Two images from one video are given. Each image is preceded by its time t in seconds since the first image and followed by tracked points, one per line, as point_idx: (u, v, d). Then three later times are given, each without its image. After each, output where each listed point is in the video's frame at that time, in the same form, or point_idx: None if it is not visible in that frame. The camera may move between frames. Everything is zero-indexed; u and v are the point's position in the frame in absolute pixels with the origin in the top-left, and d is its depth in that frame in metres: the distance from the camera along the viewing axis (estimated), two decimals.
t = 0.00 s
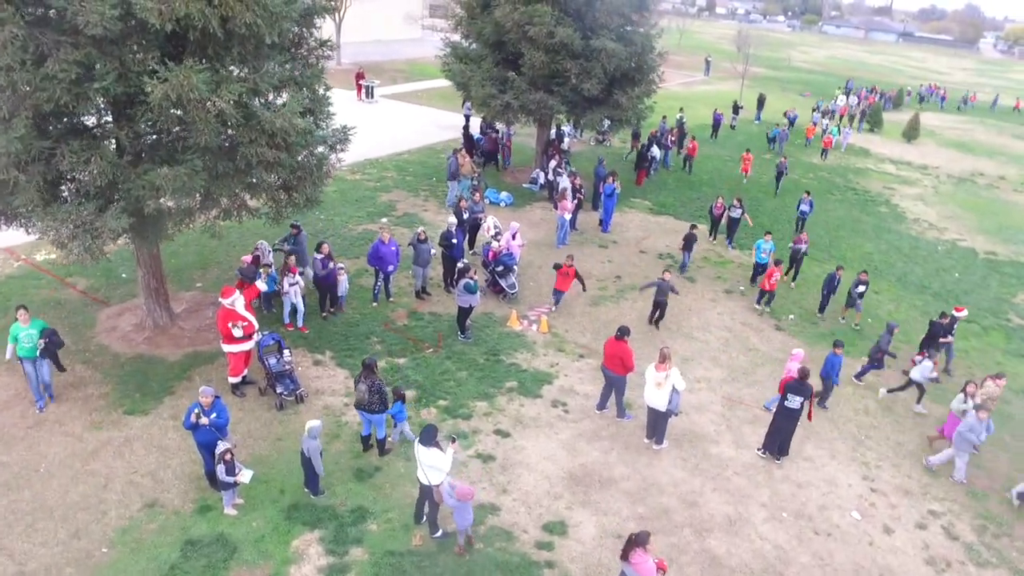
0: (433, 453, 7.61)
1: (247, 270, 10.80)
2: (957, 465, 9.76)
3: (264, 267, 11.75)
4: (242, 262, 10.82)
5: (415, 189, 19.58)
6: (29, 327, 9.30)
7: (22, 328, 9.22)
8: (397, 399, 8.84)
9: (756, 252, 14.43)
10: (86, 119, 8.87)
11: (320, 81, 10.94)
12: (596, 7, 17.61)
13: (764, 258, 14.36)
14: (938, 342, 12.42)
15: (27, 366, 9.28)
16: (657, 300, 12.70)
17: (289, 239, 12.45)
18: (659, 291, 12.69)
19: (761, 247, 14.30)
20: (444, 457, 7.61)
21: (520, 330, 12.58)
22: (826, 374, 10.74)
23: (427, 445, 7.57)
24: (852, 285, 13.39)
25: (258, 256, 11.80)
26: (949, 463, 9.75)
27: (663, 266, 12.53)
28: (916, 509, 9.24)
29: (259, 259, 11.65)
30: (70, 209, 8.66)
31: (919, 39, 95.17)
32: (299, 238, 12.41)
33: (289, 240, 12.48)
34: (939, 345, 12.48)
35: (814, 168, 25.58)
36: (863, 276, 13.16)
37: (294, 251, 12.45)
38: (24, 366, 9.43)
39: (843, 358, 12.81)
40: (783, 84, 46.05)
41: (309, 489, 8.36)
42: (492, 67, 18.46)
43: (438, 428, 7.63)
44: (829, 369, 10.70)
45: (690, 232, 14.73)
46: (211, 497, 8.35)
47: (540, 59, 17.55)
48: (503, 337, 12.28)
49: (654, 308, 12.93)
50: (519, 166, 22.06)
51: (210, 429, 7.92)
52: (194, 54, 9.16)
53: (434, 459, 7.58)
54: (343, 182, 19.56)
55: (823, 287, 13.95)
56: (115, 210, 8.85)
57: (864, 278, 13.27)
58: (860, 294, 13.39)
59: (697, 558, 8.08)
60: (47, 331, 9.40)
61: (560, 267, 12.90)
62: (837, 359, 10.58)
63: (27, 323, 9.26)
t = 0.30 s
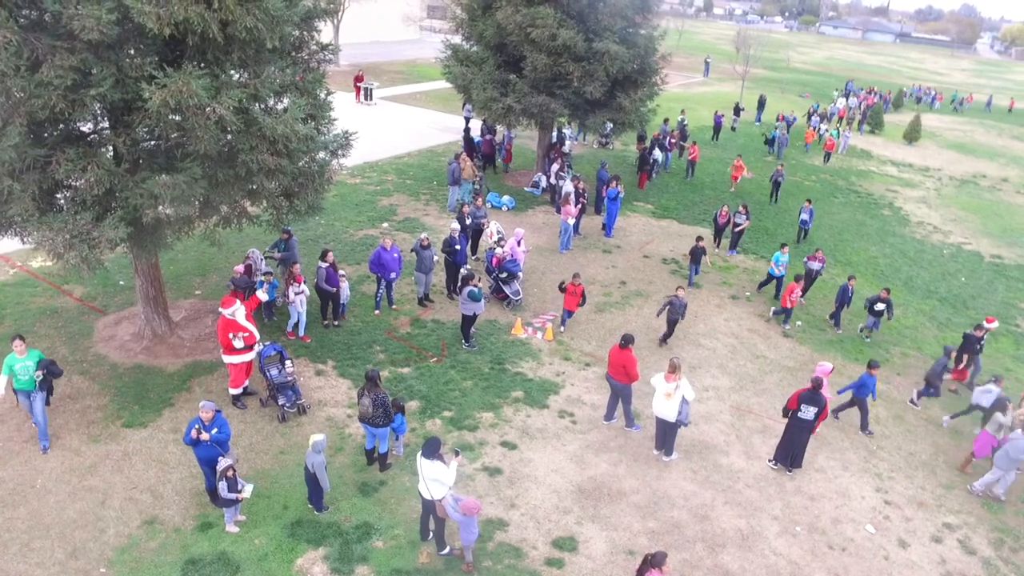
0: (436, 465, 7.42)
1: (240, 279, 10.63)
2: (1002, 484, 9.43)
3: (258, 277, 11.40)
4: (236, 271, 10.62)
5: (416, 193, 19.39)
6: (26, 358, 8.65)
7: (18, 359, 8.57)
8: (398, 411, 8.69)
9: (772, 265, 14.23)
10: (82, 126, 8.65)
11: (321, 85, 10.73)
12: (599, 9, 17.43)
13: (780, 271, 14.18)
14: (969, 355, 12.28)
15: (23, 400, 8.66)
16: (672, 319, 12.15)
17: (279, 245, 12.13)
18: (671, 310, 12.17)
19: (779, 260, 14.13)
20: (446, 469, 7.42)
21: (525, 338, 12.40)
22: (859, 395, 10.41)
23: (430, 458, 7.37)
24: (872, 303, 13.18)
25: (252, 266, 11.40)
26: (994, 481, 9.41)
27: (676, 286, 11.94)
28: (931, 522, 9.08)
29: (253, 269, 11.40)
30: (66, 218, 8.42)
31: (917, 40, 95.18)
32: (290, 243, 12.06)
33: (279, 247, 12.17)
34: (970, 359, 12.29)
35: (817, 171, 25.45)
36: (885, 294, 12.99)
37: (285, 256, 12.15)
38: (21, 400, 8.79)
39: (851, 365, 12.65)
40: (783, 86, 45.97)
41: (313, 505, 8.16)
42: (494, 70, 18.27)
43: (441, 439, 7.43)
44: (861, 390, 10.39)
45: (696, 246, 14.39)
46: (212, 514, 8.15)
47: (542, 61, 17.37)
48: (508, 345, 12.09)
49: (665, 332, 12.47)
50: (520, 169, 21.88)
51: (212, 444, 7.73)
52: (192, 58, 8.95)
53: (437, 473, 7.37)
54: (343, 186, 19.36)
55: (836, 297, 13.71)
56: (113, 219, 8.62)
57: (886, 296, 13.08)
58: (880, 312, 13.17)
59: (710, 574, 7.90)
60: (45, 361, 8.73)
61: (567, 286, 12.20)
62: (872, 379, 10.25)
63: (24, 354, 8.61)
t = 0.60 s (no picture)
0: (441, 473, 7.28)
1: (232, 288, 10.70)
2: None
3: (249, 284, 11.24)
4: (228, 281, 10.72)
5: (417, 195, 19.28)
6: (26, 383, 8.22)
7: (17, 384, 8.15)
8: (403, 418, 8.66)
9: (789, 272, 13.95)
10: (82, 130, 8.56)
11: (326, 88, 10.63)
12: (601, 10, 17.35)
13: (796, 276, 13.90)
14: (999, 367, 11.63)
15: (23, 426, 8.24)
16: (687, 334, 11.69)
17: (271, 251, 12.13)
18: (687, 325, 11.69)
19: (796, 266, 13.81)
20: (452, 477, 7.27)
21: (530, 343, 12.30)
22: (893, 410, 10.17)
23: (435, 465, 7.25)
24: (892, 317, 12.82)
25: (244, 273, 11.27)
26: None
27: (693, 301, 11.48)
28: (943, 529, 9.00)
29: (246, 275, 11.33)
30: (67, 224, 8.32)
31: (915, 40, 95.20)
32: (282, 248, 12.18)
33: (271, 252, 12.15)
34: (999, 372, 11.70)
35: (818, 172, 25.37)
36: (907, 304, 12.65)
37: (279, 262, 12.17)
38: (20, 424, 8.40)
39: (858, 369, 12.57)
40: (783, 86, 45.92)
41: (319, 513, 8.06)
42: (496, 71, 18.17)
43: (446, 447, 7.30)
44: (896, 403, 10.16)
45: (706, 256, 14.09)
46: (216, 524, 8.04)
47: (544, 63, 17.27)
48: (512, 350, 12.00)
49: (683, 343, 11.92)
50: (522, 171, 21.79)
51: (217, 453, 7.61)
52: (195, 61, 8.86)
53: (442, 480, 7.24)
54: (344, 188, 19.24)
55: (849, 306, 13.64)
56: (115, 225, 8.51)
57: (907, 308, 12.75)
58: (901, 326, 12.80)
59: None
60: (46, 387, 8.30)
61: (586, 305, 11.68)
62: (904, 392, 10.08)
63: (24, 378, 8.19)
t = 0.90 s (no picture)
0: (448, 475, 7.23)
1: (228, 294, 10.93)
2: None
3: (244, 289, 11.37)
4: (223, 286, 10.86)
5: (419, 196, 19.27)
6: (29, 407, 7.83)
7: (19, 410, 7.76)
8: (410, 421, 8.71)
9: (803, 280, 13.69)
10: (87, 132, 8.55)
11: (329, 90, 10.63)
12: (603, 11, 17.37)
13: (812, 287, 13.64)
14: None
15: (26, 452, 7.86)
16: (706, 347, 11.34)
17: (263, 254, 11.94)
18: (706, 337, 11.37)
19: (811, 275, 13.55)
20: (459, 479, 7.23)
21: (533, 344, 12.30)
22: (926, 424, 10.04)
23: (441, 466, 7.20)
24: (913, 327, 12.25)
25: (239, 278, 11.34)
26: None
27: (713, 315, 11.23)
28: (947, 529, 9.02)
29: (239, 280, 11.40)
30: (71, 226, 8.29)
31: (914, 41, 95.23)
32: (274, 251, 11.99)
33: (263, 255, 11.97)
34: None
35: (819, 172, 25.38)
36: (926, 315, 12.10)
37: (270, 266, 11.97)
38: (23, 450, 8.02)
39: (861, 370, 12.58)
40: (782, 86, 45.93)
41: (325, 514, 8.05)
42: (498, 72, 18.17)
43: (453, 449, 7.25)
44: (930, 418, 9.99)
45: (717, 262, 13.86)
46: (222, 526, 8.03)
47: (546, 64, 17.27)
48: (516, 352, 12.00)
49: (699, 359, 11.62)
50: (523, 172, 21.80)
51: (222, 456, 7.60)
52: (199, 63, 8.85)
53: (449, 482, 7.20)
54: (346, 189, 19.23)
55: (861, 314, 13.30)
56: (119, 227, 8.49)
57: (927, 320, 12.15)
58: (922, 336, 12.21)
59: None
60: (49, 410, 7.91)
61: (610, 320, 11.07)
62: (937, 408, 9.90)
63: (26, 403, 7.79)
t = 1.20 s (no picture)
0: (452, 473, 7.30)
1: (224, 297, 11.09)
2: None
3: (238, 292, 11.38)
4: (219, 290, 11.02)
5: (419, 196, 19.32)
6: (38, 431, 7.44)
7: (28, 434, 7.36)
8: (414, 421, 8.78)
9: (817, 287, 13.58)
10: (91, 133, 8.59)
11: (331, 91, 10.68)
12: (603, 11, 17.43)
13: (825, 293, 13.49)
14: None
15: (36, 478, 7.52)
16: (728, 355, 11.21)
17: (256, 257, 11.83)
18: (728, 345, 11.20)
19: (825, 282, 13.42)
20: (462, 477, 7.30)
21: (534, 343, 12.36)
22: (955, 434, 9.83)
23: (444, 464, 7.27)
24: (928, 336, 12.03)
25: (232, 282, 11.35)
26: None
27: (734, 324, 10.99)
28: (947, 526, 9.09)
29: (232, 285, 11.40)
30: (76, 227, 8.33)
31: (912, 40, 95.30)
32: (267, 254, 11.89)
33: (254, 258, 11.87)
34: None
35: (818, 172, 25.45)
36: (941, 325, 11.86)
37: (262, 269, 11.90)
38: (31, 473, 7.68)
39: (861, 369, 12.64)
40: (781, 86, 46.03)
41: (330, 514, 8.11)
42: (498, 72, 18.23)
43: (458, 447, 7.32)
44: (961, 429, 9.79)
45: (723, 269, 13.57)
46: (226, 525, 8.08)
47: (546, 64, 17.31)
48: (517, 351, 12.05)
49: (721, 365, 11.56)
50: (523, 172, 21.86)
51: (227, 454, 7.65)
52: (203, 65, 8.91)
53: (452, 481, 7.27)
54: (346, 189, 19.27)
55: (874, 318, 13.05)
56: (124, 228, 8.53)
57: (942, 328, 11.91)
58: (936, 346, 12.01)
59: None
60: (59, 434, 7.54)
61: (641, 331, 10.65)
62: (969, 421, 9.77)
63: (34, 427, 7.40)
